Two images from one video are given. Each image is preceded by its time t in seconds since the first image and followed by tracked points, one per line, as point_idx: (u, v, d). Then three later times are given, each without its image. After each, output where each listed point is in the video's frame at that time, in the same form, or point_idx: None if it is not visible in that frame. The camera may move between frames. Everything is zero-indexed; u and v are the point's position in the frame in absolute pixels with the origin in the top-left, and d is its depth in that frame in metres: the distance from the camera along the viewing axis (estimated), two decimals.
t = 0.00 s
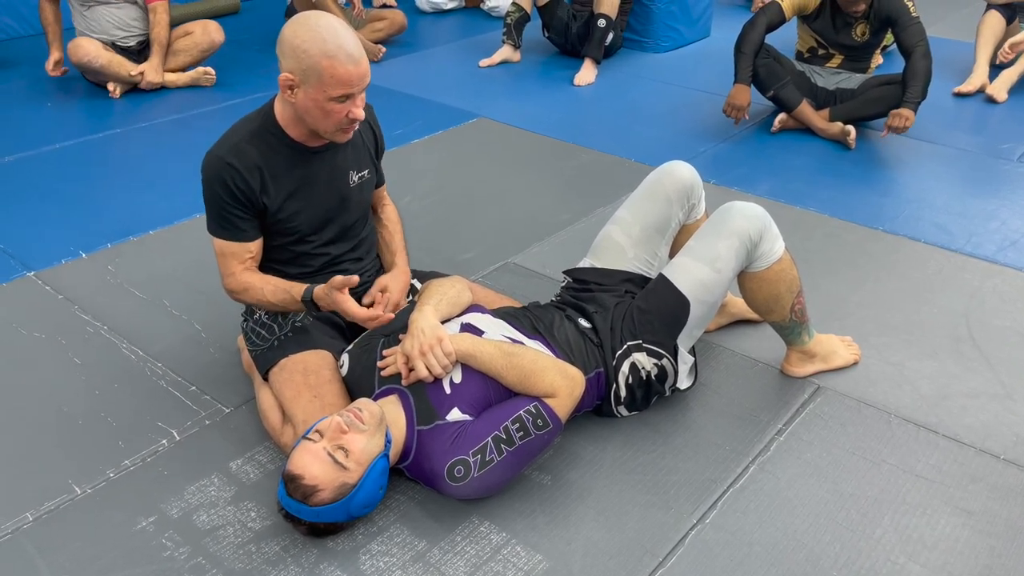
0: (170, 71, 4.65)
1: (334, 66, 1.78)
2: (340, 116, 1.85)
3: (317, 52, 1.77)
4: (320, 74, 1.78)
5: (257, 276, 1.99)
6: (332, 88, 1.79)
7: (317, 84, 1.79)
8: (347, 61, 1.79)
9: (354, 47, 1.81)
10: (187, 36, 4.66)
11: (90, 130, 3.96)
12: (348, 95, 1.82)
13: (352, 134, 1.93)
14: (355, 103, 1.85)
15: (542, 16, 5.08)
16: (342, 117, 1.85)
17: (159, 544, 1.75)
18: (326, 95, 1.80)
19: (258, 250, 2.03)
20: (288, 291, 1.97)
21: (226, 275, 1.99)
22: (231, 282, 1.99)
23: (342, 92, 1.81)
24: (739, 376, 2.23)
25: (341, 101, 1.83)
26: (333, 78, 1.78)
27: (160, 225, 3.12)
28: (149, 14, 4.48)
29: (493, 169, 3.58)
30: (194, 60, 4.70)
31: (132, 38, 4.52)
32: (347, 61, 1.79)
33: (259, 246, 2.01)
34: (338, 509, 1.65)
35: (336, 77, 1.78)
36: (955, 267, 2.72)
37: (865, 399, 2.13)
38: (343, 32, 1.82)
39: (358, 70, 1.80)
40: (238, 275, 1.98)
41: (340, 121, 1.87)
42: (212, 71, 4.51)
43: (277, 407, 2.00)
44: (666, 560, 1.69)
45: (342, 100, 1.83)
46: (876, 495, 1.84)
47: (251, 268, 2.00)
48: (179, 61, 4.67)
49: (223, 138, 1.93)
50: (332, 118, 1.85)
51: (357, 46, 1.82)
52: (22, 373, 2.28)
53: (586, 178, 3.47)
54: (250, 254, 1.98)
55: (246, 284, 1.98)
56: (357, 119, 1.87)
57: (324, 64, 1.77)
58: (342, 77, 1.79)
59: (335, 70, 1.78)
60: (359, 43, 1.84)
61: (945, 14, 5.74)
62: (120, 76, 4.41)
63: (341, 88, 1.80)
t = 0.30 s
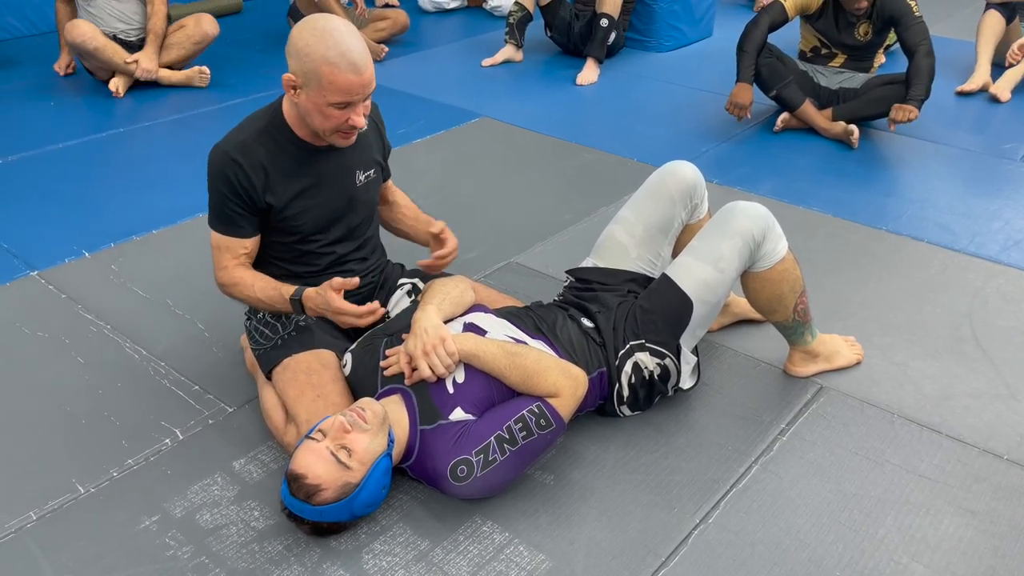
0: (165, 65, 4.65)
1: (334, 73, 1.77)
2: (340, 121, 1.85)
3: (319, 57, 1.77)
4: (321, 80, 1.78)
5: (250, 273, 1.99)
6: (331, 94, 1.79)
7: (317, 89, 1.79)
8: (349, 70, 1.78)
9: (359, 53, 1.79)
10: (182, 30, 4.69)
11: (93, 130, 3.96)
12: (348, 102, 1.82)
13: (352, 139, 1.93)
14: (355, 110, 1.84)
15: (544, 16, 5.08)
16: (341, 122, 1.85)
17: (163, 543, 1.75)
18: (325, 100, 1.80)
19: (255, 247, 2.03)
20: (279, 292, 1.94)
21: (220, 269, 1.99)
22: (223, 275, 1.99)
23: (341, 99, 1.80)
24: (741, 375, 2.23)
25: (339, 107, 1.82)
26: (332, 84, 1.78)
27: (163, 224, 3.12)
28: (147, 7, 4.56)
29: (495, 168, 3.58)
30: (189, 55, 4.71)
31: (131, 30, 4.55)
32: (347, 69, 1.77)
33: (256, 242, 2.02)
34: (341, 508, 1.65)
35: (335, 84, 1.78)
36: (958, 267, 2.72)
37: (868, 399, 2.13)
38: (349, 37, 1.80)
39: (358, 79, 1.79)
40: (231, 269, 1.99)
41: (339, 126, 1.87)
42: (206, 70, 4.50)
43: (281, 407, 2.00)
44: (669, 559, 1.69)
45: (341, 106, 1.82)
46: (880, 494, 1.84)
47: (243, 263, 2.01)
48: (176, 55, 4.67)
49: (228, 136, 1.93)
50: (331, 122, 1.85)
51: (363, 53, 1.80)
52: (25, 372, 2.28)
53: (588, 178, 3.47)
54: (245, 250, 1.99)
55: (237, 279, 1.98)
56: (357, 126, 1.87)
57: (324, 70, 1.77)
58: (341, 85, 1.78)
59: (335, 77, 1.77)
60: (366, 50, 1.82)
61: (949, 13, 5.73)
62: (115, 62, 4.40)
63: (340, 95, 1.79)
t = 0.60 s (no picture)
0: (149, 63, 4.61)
1: (355, 64, 1.79)
2: (364, 112, 1.86)
3: (337, 51, 1.78)
4: (342, 73, 1.79)
5: (239, 267, 1.98)
6: (354, 85, 1.80)
7: (339, 83, 1.80)
8: (368, 57, 1.80)
9: (371, 43, 1.82)
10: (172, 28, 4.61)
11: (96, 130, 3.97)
12: (370, 91, 1.83)
13: (373, 131, 1.94)
14: (378, 98, 1.85)
15: (546, 16, 5.08)
16: (367, 114, 1.86)
17: (165, 543, 1.75)
18: (349, 93, 1.81)
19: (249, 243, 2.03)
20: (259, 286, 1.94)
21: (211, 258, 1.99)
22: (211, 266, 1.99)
23: (365, 88, 1.81)
24: (743, 376, 2.23)
25: (364, 98, 1.83)
26: (356, 75, 1.79)
27: (165, 224, 3.12)
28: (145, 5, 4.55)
29: (497, 169, 3.58)
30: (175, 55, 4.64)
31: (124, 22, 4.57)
32: (367, 57, 1.80)
33: (250, 238, 2.02)
34: (346, 507, 1.65)
35: (358, 75, 1.79)
36: (961, 267, 2.72)
37: (871, 400, 2.13)
38: (359, 29, 1.82)
39: (379, 64, 1.81)
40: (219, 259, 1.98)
41: (364, 119, 1.87)
42: (181, 75, 4.42)
43: (283, 407, 2.00)
44: (671, 560, 1.69)
45: (365, 97, 1.83)
46: (882, 495, 1.84)
47: (235, 256, 2.00)
48: (157, 53, 4.60)
49: (233, 134, 1.94)
50: (356, 115, 1.85)
51: (375, 42, 1.83)
52: (28, 372, 2.29)
53: (591, 178, 3.47)
54: (237, 244, 1.99)
55: (226, 270, 1.97)
56: (381, 114, 1.88)
57: (344, 63, 1.78)
58: (363, 74, 1.79)
59: (356, 67, 1.79)
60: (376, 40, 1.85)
61: (950, 13, 5.73)
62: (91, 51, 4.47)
63: (364, 84, 1.80)
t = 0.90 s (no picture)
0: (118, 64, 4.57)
1: (359, 62, 1.78)
2: (365, 111, 1.86)
3: (342, 48, 1.78)
4: (345, 71, 1.79)
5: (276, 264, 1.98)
6: (356, 83, 1.80)
7: (342, 80, 1.80)
8: (372, 57, 1.79)
9: (378, 42, 1.81)
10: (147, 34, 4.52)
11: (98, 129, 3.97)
12: (373, 91, 1.83)
13: (375, 131, 1.94)
14: (380, 99, 1.85)
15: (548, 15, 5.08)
16: (367, 113, 1.86)
17: (166, 542, 1.75)
18: (351, 91, 1.81)
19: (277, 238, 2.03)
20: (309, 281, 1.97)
21: (244, 264, 1.98)
22: (245, 271, 1.98)
23: (366, 87, 1.81)
24: (746, 375, 2.22)
25: (366, 97, 1.83)
26: (358, 74, 1.79)
27: (166, 224, 3.12)
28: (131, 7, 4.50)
29: (499, 168, 3.57)
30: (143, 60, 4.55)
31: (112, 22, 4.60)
32: (372, 57, 1.79)
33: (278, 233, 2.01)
34: (348, 506, 1.65)
35: (361, 73, 1.79)
36: (964, 266, 2.71)
37: (874, 399, 2.12)
38: (367, 28, 1.82)
39: (384, 66, 1.81)
40: (256, 262, 1.97)
41: (365, 118, 1.87)
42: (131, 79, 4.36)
43: (284, 406, 2.00)
44: (673, 560, 1.68)
45: (367, 96, 1.83)
46: (885, 495, 1.83)
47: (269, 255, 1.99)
48: (124, 56, 4.52)
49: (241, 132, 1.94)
50: (356, 113, 1.85)
51: (382, 42, 1.83)
52: (29, 371, 2.29)
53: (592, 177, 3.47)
54: (270, 241, 1.98)
55: (263, 269, 1.96)
56: (382, 115, 1.87)
57: (349, 61, 1.78)
58: (367, 73, 1.79)
59: (360, 66, 1.78)
60: (384, 39, 1.84)
61: (953, 12, 5.71)
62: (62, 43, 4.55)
63: (365, 83, 1.80)
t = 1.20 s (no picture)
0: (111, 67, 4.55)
1: (359, 68, 1.79)
2: (365, 113, 1.88)
3: (342, 53, 1.78)
4: (345, 76, 1.80)
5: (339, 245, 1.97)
6: (356, 88, 1.81)
7: (342, 85, 1.81)
8: (372, 63, 1.80)
9: (379, 46, 1.81)
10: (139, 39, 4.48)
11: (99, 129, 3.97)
12: (372, 95, 1.84)
13: (375, 128, 1.96)
14: (379, 101, 1.87)
15: (550, 14, 5.08)
16: (367, 114, 1.88)
17: (167, 541, 1.75)
18: (351, 96, 1.82)
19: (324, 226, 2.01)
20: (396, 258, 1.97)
21: (311, 260, 1.95)
22: (316, 267, 1.95)
23: (366, 92, 1.83)
24: (747, 374, 2.22)
25: (365, 100, 1.85)
26: (358, 80, 1.80)
27: (167, 223, 3.12)
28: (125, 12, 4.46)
29: (499, 167, 3.57)
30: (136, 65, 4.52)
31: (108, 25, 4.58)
32: (372, 63, 1.79)
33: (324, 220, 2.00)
34: (347, 506, 1.64)
35: (361, 79, 1.80)
36: (965, 266, 2.71)
37: (875, 399, 2.12)
38: (368, 30, 1.82)
39: (384, 72, 1.81)
40: (327, 254, 1.95)
41: (365, 118, 1.90)
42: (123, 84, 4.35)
43: (286, 405, 2.00)
44: (674, 559, 1.68)
45: (367, 99, 1.85)
46: (886, 495, 1.83)
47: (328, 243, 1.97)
48: (118, 63, 4.51)
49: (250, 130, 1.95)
50: (357, 115, 1.88)
51: (383, 44, 1.82)
52: (30, 370, 2.29)
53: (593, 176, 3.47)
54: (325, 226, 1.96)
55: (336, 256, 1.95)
56: (382, 116, 1.90)
57: (348, 67, 1.79)
58: (367, 79, 1.80)
59: (359, 72, 1.79)
60: (384, 41, 1.84)
61: (955, 11, 5.70)
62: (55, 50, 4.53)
63: (365, 88, 1.82)
